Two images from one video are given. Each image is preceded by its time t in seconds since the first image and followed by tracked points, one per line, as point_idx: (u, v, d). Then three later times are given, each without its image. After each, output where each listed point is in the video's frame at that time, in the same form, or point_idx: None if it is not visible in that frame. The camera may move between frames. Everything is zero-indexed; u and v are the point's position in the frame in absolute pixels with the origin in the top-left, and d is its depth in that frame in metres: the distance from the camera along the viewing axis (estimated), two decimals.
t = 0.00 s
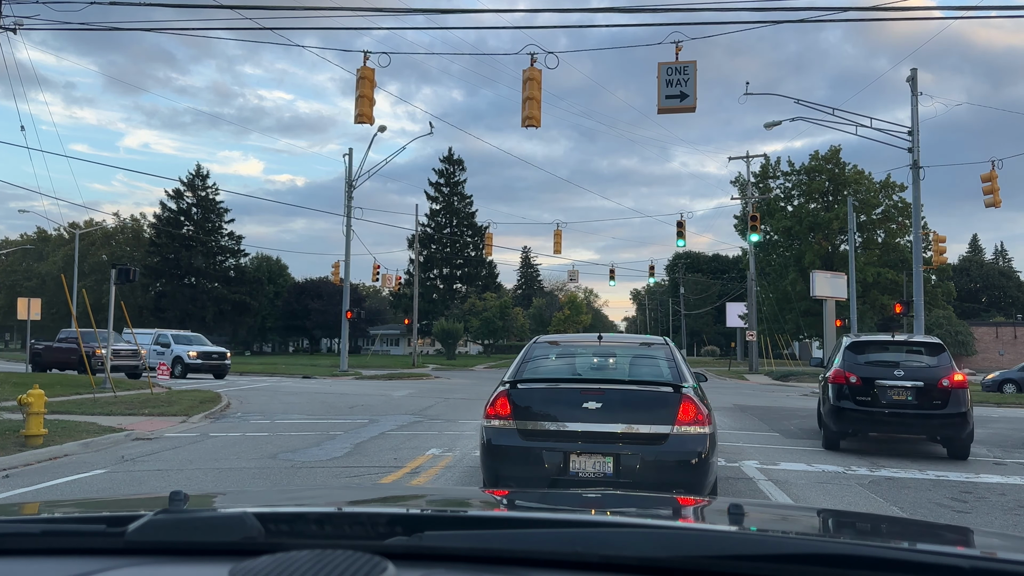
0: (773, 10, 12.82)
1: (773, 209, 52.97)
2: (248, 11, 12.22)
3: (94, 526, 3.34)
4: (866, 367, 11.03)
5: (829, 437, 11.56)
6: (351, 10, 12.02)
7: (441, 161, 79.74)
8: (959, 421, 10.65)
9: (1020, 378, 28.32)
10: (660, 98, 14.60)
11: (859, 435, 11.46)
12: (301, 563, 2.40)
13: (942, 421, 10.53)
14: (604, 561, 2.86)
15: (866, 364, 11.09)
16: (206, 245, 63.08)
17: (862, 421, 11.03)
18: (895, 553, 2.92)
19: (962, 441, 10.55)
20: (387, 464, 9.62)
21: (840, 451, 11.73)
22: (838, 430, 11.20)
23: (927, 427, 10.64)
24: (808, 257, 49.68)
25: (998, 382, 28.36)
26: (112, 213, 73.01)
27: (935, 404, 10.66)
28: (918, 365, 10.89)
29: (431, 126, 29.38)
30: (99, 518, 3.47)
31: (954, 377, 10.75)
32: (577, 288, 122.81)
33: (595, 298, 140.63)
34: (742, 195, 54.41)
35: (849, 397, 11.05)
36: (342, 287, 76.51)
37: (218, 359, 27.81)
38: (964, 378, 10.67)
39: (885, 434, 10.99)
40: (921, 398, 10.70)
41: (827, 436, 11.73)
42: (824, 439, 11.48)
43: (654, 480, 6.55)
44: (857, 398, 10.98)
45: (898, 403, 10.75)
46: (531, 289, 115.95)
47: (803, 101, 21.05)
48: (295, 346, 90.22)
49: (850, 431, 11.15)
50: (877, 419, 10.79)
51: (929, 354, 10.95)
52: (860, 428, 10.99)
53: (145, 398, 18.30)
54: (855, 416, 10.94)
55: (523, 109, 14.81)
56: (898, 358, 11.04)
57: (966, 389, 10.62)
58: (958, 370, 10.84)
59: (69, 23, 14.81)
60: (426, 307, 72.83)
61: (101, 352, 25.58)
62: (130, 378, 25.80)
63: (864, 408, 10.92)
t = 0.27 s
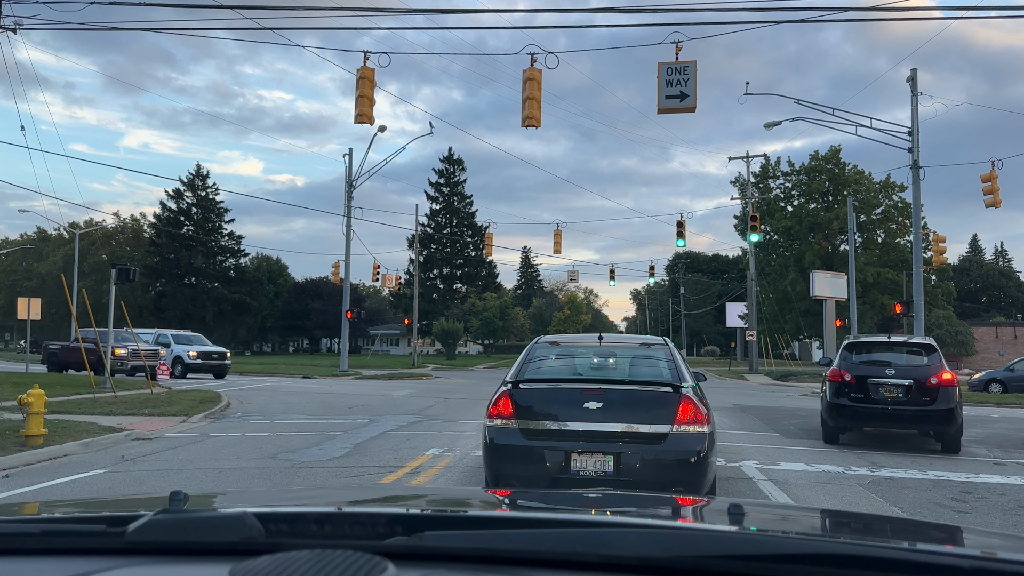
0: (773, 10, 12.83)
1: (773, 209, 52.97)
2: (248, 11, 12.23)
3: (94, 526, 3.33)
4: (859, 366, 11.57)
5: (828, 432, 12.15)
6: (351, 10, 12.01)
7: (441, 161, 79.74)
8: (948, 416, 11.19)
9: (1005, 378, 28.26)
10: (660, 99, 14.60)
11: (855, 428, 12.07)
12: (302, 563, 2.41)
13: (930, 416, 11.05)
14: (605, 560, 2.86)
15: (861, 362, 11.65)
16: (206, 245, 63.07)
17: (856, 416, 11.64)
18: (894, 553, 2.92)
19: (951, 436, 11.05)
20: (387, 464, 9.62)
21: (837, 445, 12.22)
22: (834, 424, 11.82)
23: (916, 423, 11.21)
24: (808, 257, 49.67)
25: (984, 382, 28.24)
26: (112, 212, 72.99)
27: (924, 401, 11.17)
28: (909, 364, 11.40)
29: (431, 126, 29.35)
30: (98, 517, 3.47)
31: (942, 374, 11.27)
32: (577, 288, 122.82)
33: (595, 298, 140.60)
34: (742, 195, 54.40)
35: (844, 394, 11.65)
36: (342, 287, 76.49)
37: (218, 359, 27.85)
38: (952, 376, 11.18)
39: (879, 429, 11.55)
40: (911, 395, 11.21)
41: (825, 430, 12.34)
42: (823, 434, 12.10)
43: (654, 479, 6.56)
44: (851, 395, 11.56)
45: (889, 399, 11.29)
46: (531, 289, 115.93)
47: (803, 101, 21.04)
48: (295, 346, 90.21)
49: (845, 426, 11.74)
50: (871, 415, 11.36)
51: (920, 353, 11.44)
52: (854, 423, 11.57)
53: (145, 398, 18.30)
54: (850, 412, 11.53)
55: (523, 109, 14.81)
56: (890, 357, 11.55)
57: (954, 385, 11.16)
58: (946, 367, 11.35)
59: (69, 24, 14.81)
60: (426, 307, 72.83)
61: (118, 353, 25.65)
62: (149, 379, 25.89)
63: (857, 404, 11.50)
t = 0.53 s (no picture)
0: (773, 11, 12.83)
1: (773, 209, 52.96)
2: (248, 11, 12.23)
3: (94, 526, 3.34)
4: (857, 365, 11.83)
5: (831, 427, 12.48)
6: (351, 10, 12.02)
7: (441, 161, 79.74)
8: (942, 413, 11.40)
9: (994, 377, 28.25)
10: (660, 99, 14.60)
11: (857, 423, 12.34)
12: (302, 563, 2.41)
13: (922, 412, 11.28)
14: (605, 560, 2.86)
15: (859, 361, 11.92)
16: (206, 245, 63.06)
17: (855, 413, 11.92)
18: (896, 553, 2.91)
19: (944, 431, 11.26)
20: (387, 464, 9.62)
21: (839, 442, 12.41)
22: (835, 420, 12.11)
23: (912, 418, 11.42)
24: (808, 257, 49.67)
25: (973, 381, 28.26)
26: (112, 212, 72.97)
27: (918, 397, 11.39)
28: (905, 362, 11.61)
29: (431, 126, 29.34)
30: (99, 518, 3.47)
31: (937, 372, 11.43)
32: (577, 288, 122.85)
33: (595, 298, 140.64)
34: (742, 195, 54.39)
35: (842, 391, 11.95)
36: (342, 287, 76.49)
37: (217, 358, 27.92)
38: (945, 374, 11.35)
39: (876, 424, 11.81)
40: (905, 392, 11.43)
41: (829, 425, 12.66)
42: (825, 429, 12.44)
43: (655, 474, 6.56)
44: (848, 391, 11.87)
45: (884, 396, 11.53)
46: (531, 289, 115.92)
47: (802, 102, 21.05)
48: (295, 346, 90.21)
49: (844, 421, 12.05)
50: (866, 411, 11.62)
51: (916, 351, 11.62)
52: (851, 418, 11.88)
53: (145, 398, 18.30)
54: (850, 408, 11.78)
55: (523, 109, 14.81)
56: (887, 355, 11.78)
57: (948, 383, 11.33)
58: (941, 366, 11.53)
59: (69, 24, 14.81)
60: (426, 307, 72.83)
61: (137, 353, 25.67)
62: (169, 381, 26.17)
63: (853, 401, 11.80)
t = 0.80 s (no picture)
0: (773, 11, 12.83)
1: (773, 209, 52.95)
2: (248, 11, 12.23)
3: (94, 526, 3.34)
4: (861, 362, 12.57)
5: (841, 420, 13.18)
6: (351, 10, 12.02)
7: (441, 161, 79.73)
8: (941, 406, 11.98)
9: (987, 377, 28.19)
10: (660, 99, 14.60)
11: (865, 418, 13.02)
12: (302, 563, 2.41)
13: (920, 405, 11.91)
14: (605, 560, 2.86)
15: (863, 358, 12.63)
16: (206, 245, 63.07)
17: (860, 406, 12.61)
18: (896, 553, 2.91)
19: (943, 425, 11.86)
20: (387, 464, 9.62)
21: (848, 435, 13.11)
22: (841, 412, 12.82)
23: (911, 411, 12.05)
24: (808, 257, 49.68)
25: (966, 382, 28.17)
26: (111, 213, 72.94)
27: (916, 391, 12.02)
28: (905, 359, 12.26)
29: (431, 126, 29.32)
30: (99, 518, 3.47)
31: (936, 368, 12.03)
32: (577, 287, 122.89)
33: (595, 298, 140.68)
34: (742, 195, 54.40)
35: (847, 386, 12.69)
36: (342, 287, 76.48)
37: (217, 358, 27.95)
38: (944, 369, 11.92)
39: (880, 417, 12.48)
40: (904, 386, 12.09)
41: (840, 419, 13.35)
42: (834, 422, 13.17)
43: (654, 470, 6.59)
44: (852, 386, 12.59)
45: (885, 390, 12.22)
46: (531, 289, 115.89)
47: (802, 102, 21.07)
48: (295, 346, 90.21)
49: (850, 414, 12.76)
50: (868, 404, 12.32)
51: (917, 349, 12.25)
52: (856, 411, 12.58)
53: (145, 398, 18.31)
54: (854, 400, 12.48)
55: (523, 108, 14.81)
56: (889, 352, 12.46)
57: (946, 378, 11.90)
58: (941, 362, 12.10)
59: (69, 23, 14.81)
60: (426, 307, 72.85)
61: (153, 354, 25.74)
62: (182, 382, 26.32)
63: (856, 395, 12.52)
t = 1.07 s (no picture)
0: (772, 11, 12.83)
1: (773, 209, 52.96)
2: (248, 11, 12.26)
3: (94, 526, 3.34)
4: (870, 362, 13.47)
5: (857, 416, 14.08)
6: (350, 10, 12.05)
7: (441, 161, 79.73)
8: (946, 401, 12.77)
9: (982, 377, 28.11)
10: (660, 98, 14.60)
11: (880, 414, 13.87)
12: (302, 563, 2.41)
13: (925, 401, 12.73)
14: (604, 560, 2.86)
15: (873, 358, 13.52)
16: (206, 245, 63.09)
17: (871, 403, 13.49)
18: (894, 553, 2.92)
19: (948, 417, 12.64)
20: (387, 464, 9.62)
21: (865, 430, 13.97)
22: (855, 408, 13.73)
23: (917, 406, 12.88)
24: (808, 257, 49.68)
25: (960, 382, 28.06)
26: (111, 213, 72.88)
27: (922, 387, 12.85)
28: (911, 358, 13.09)
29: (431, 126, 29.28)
30: (98, 517, 3.47)
31: (941, 365, 12.82)
32: (577, 288, 122.93)
33: (595, 298, 140.70)
34: (742, 195, 54.41)
35: (859, 385, 13.60)
36: (342, 287, 76.45)
37: (218, 358, 27.93)
38: (947, 367, 12.72)
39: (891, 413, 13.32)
40: (910, 383, 12.92)
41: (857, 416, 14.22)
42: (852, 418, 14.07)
43: (654, 464, 6.61)
44: (863, 384, 13.48)
45: (893, 387, 13.07)
46: (531, 289, 115.91)
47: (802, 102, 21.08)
48: (295, 346, 90.22)
49: (863, 410, 13.65)
50: (878, 401, 13.21)
51: (922, 349, 13.07)
52: (868, 407, 13.46)
53: (144, 398, 18.30)
54: (866, 397, 13.41)
55: (523, 108, 14.81)
56: (897, 353, 13.32)
57: (950, 374, 12.68)
58: (945, 360, 12.89)
59: (69, 24, 14.85)
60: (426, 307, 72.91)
61: (166, 355, 25.61)
62: (194, 382, 26.32)
63: (867, 392, 13.42)
